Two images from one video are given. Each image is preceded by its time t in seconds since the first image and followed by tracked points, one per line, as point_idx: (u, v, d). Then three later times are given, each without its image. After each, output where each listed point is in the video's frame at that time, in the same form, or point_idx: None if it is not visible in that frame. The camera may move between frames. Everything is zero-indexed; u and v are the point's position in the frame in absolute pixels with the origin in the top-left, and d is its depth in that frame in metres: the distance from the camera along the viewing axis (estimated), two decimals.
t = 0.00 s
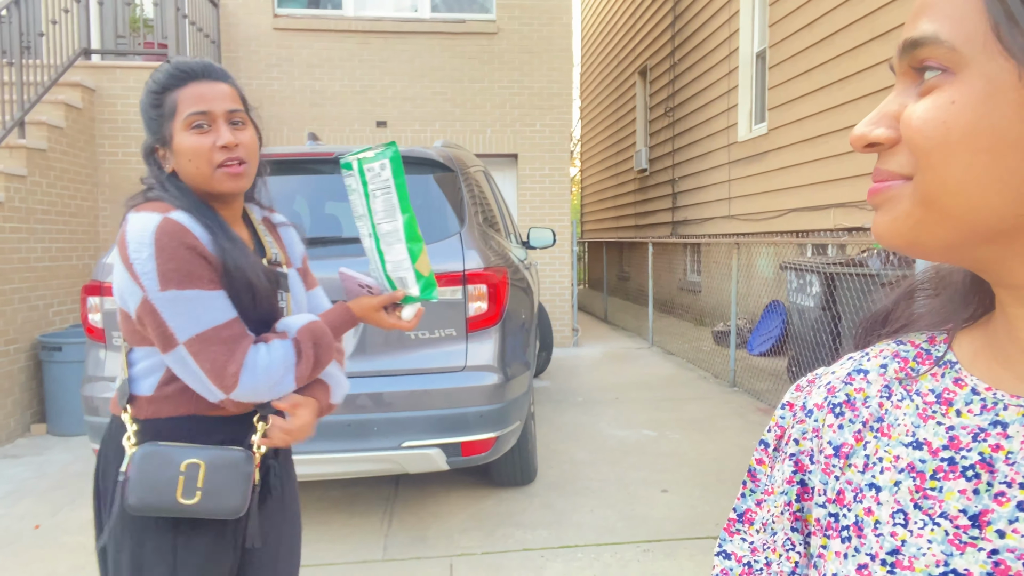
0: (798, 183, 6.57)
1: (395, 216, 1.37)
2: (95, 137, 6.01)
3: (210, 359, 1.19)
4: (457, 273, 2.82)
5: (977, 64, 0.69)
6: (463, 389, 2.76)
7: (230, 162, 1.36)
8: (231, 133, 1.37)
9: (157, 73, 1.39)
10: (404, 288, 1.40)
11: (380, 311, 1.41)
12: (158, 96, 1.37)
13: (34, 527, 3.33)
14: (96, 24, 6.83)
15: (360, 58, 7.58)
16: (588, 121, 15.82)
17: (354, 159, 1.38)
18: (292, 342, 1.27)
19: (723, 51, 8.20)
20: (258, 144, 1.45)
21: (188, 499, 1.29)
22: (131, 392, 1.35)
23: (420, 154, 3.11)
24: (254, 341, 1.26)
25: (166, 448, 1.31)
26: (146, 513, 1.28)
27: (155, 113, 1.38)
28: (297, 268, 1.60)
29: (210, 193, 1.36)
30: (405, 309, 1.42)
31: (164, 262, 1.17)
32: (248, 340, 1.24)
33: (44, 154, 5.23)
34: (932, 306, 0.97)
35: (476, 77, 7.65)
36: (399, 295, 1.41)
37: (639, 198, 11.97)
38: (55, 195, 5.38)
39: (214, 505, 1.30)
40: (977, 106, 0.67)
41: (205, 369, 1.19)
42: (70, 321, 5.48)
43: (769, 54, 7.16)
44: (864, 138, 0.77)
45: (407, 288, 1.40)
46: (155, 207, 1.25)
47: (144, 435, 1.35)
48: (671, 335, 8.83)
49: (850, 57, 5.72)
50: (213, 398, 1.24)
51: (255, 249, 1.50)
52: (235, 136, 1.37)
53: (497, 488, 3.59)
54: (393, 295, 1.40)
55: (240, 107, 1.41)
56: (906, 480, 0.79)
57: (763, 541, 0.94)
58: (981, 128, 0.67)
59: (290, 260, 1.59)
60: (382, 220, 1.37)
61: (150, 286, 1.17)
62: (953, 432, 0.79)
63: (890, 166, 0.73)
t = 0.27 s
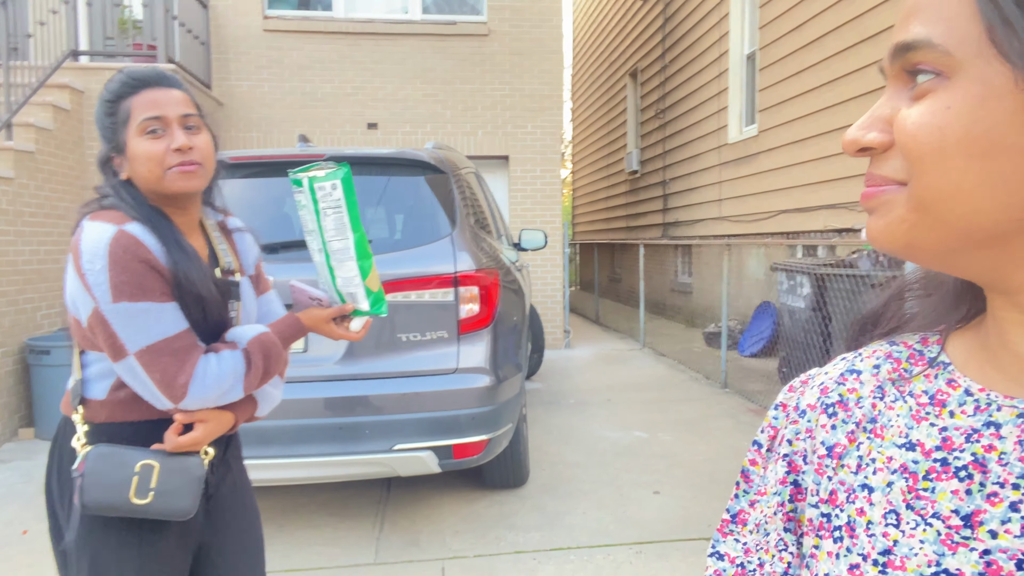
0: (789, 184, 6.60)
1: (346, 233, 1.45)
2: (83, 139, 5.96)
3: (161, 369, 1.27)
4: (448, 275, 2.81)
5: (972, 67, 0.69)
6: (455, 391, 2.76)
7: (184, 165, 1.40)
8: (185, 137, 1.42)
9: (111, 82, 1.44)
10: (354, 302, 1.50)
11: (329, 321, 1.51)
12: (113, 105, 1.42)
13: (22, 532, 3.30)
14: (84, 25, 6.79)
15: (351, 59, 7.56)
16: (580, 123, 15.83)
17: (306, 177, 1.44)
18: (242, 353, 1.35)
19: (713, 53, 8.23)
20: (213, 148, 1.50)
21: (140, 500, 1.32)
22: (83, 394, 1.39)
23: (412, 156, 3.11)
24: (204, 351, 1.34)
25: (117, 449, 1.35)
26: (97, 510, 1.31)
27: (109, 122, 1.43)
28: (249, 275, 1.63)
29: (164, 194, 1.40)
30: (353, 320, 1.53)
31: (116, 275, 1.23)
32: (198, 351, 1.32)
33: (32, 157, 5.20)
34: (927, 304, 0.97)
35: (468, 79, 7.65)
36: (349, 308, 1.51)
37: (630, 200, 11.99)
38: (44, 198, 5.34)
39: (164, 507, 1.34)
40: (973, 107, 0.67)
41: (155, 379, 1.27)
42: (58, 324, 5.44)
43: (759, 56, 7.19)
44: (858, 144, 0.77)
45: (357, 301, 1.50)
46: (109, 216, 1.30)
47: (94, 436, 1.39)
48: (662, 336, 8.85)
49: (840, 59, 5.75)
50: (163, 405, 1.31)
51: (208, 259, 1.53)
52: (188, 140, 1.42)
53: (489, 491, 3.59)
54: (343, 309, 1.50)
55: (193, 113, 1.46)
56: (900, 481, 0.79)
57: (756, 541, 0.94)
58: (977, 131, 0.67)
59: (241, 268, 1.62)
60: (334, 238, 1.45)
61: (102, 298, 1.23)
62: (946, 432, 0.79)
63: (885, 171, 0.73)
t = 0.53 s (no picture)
0: (785, 187, 6.62)
1: (351, 243, 1.51)
2: (79, 141, 5.95)
3: (168, 369, 1.29)
4: (445, 278, 2.81)
5: (969, 80, 0.69)
6: (451, 396, 2.75)
7: (190, 171, 1.45)
8: (190, 145, 1.47)
9: (118, 90, 1.49)
10: (355, 308, 1.58)
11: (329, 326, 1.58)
12: (119, 113, 1.47)
13: (16, 536, 3.29)
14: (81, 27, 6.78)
15: (348, 62, 7.56)
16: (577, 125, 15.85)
17: (312, 187, 1.49)
18: (245, 355, 1.38)
19: (710, 56, 8.25)
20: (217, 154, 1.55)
21: (151, 498, 1.36)
22: (90, 396, 1.40)
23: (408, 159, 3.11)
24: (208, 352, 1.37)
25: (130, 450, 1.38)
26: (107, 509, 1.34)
27: (115, 129, 1.47)
28: (247, 278, 1.69)
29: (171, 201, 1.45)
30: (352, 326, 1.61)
31: (127, 277, 1.27)
32: (203, 353, 1.34)
33: (27, 159, 5.19)
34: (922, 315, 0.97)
35: (464, 81, 7.65)
36: (349, 313, 1.59)
37: (627, 203, 12.00)
38: (39, 200, 5.32)
39: (175, 505, 1.38)
40: (972, 120, 0.68)
41: (162, 379, 1.29)
42: (53, 326, 5.42)
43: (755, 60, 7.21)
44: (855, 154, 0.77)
45: (357, 308, 1.58)
46: (118, 220, 1.33)
47: (104, 436, 1.41)
48: (659, 339, 8.85)
49: (835, 63, 5.77)
50: (168, 404, 1.33)
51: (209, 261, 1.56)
52: (193, 148, 1.47)
53: (485, 494, 3.58)
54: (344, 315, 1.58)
55: (197, 121, 1.51)
56: (895, 490, 0.79)
57: (749, 550, 0.95)
58: (975, 144, 0.67)
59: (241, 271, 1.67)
60: (338, 247, 1.51)
61: (113, 299, 1.26)
62: (943, 442, 0.79)
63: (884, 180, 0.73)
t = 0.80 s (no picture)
0: (788, 190, 6.61)
1: (381, 249, 1.55)
2: (85, 143, 5.97)
3: (198, 365, 1.31)
4: (449, 279, 2.82)
5: None
6: (454, 397, 2.76)
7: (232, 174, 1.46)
8: (233, 147, 1.47)
9: (164, 91, 1.51)
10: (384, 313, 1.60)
11: (359, 331, 1.60)
12: (165, 114, 1.49)
13: (20, 535, 3.30)
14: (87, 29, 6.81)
15: (352, 64, 7.58)
16: (580, 128, 15.85)
17: (346, 190, 1.54)
18: (275, 354, 1.39)
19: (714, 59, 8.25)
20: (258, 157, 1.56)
21: (187, 478, 1.40)
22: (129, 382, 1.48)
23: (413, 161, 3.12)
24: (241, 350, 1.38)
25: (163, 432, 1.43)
26: (145, 486, 1.38)
27: (161, 129, 1.49)
28: (284, 275, 1.69)
29: (212, 204, 1.47)
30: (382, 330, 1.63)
31: (162, 272, 1.29)
32: (234, 350, 1.35)
33: (34, 160, 5.21)
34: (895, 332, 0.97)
35: (468, 84, 7.67)
36: (379, 318, 1.61)
37: (630, 205, 12.00)
38: (45, 201, 5.35)
39: (207, 489, 1.42)
40: None
41: (192, 375, 1.31)
42: (58, 327, 5.44)
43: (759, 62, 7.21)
44: (933, 146, 0.78)
45: (386, 312, 1.60)
46: (158, 218, 1.36)
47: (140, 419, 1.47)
48: (662, 342, 8.85)
49: (840, 66, 5.77)
50: (199, 399, 1.35)
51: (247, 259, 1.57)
52: (236, 151, 1.48)
53: (489, 495, 3.58)
54: (374, 318, 1.60)
55: (240, 124, 1.52)
56: (903, 492, 0.80)
57: (755, 553, 0.94)
58: None
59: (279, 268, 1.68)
60: (368, 251, 1.55)
61: (149, 294, 1.28)
62: (950, 443, 0.79)
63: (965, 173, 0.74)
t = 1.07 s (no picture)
0: (800, 193, 6.59)
1: (406, 254, 1.45)
2: (99, 145, 6.03)
3: (214, 372, 1.32)
4: (460, 281, 2.83)
5: None
6: (464, 397, 2.77)
7: (258, 179, 1.47)
8: (260, 151, 1.48)
9: (193, 95, 1.53)
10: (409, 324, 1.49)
11: (388, 342, 1.51)
12: (193, 118, 1.51)
13: (35, 534, 3.34)
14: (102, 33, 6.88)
15: (363, 67, 7.62)
16: (591, 131, 15.85)
17: (371, 194, 1.46)
18: (296, 363, 1.38)
19: (725, 61, 8.24)
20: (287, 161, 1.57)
21: (215, 485, 1.39)
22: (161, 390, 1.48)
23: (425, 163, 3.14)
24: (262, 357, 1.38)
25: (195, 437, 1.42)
26: (172, 493, 1.37)
27: (190, 134, 1.52)
28: (323, 280, 1.67)
29: (239, 206, 1.48)
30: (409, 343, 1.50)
31: (180, 277, 1.31)
32: (253, 358, 1.35)
33: (49, 162, 5.27)
34: (877, 326, 1.01)
35: (479, 87, 7.69)
36: (406, 330, 1.50)
37: (640, 209, 11.98)
38: (60, 203, 5.41)
39: (236, 496, 1.40)
40: None
41: (209, 382, 1.32)
42: (73, 328, 5.49)
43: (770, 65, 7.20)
44: (984, 128, 0.77)
45: (413, 323, 1.49)
46: (182, 223, 1.39)
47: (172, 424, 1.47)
48: (672, 345, 8.82)
49: (851, 68, 5.75)
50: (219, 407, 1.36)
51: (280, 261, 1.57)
52: (263, 153, 1.49)
53: (498, 497, 3.59)
54: (399, 329, 1.50)
55: (268, 127, 1.53)
56: (909, 497, 0.82)
57: (755, 559, 0.92)
58: None
59: (315, 271, 1.66)
60: (393, 257, 1.45)
61: (167, 299, 1.31)
62: (954, 445, 0.83)
63: (1017, 157, 0.73)
